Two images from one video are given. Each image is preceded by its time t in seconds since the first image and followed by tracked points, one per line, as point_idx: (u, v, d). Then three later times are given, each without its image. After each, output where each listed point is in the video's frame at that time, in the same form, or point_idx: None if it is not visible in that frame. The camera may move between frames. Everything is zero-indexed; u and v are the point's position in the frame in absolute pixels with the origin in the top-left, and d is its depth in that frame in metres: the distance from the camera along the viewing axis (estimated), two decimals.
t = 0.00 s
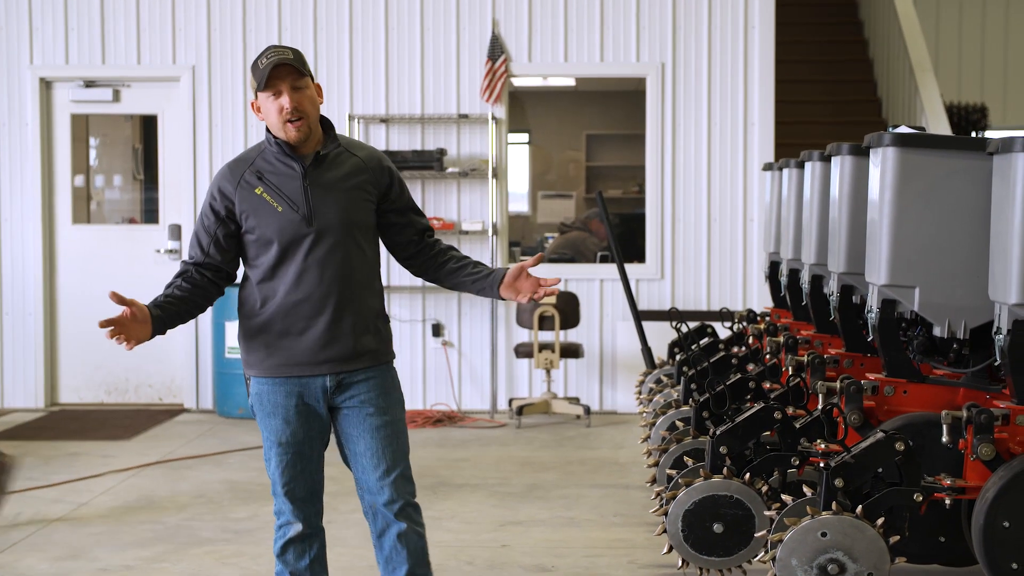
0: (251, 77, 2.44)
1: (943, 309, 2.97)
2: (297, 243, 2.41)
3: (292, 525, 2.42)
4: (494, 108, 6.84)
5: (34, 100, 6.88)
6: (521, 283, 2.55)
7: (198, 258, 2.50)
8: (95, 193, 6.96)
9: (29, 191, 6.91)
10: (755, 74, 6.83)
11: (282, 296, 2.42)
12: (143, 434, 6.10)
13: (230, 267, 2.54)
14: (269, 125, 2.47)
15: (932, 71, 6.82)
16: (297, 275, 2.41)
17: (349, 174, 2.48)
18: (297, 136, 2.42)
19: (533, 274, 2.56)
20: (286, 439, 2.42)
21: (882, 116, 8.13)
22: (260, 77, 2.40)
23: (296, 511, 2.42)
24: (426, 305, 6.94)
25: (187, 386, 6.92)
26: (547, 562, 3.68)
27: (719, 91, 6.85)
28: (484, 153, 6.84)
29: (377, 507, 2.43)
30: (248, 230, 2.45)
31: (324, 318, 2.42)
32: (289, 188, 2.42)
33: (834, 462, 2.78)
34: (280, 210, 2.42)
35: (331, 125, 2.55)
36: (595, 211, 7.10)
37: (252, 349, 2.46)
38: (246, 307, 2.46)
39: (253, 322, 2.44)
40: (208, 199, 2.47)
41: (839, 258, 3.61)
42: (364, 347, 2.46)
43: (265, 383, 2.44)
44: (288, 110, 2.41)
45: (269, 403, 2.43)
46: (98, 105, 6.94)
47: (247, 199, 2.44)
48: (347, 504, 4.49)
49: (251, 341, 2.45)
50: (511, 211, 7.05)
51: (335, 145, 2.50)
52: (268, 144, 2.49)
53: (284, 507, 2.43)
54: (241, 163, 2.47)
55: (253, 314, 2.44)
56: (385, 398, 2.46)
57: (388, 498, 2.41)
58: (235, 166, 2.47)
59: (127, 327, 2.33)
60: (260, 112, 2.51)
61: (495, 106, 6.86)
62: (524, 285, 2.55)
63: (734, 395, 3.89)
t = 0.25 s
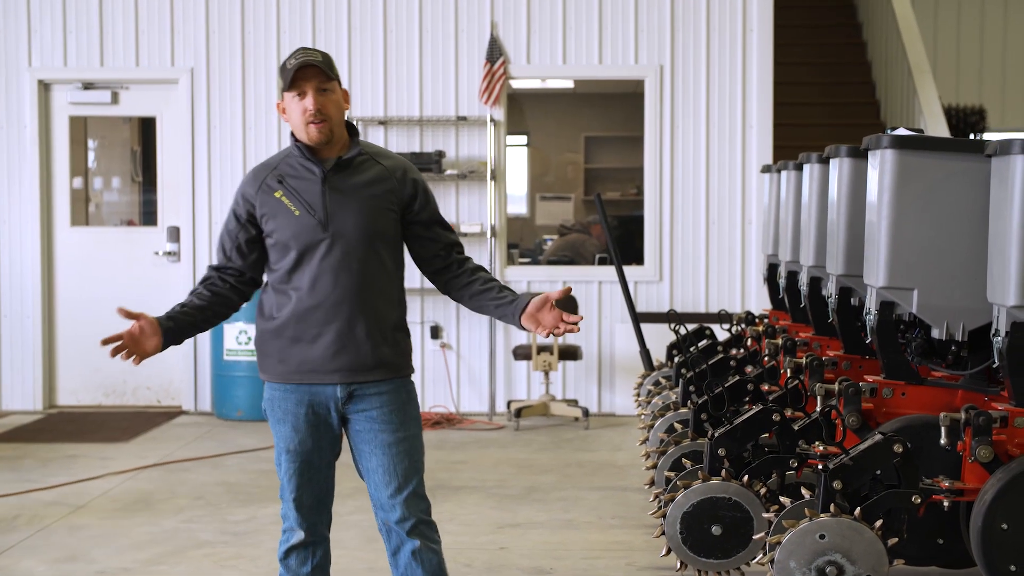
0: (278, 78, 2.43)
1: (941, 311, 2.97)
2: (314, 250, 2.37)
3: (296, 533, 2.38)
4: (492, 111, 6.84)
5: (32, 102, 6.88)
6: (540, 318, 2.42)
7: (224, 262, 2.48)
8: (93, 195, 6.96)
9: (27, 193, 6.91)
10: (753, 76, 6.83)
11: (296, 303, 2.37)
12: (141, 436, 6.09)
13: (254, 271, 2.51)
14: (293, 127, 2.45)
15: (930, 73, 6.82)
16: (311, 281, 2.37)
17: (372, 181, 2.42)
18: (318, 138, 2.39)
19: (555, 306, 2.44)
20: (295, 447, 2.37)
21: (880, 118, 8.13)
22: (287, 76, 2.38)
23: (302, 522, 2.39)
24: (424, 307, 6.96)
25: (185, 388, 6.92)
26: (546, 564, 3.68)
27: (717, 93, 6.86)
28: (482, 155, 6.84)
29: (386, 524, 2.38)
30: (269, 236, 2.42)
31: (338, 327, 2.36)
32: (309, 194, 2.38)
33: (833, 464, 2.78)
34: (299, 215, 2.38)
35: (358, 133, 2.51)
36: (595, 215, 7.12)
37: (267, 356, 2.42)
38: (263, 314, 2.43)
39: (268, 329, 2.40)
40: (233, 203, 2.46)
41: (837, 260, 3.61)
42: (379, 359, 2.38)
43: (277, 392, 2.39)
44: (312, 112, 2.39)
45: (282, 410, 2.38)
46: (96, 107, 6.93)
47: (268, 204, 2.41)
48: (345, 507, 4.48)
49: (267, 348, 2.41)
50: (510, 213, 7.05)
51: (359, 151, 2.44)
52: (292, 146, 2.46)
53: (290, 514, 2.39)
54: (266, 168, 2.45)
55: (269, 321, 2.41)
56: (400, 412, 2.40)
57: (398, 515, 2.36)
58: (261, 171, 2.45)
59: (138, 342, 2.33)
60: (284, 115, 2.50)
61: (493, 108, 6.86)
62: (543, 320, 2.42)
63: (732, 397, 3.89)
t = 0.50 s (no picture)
0: (322, 72, 2.39)
1: (932, 312, 2.97)
2: (345, 248, 2.32)
3: (304, 538, 2.31)
4: (484, 112, 6.83)
5: (23, 104, 6.85)
6: (553, 332, 2.30)
7: (255, 257, 2.44)
8: (84, 196, 6.94)
9: (18, 194, 6.88)
10: (745, 77, 6.84)
11: (327, 301, 2.33)
12: (132, 437, 6.06)
13: (285, 268, 2.46)
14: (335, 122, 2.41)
15: (921, 74, 6.83)
16: (342, 280, 2.32)
17: (409, 181, 2.37)
18: (360, 135, 2.35)
19: (569, 322, 2.30)
20: (316, 450, 2.31)
21: (871, 119, 8.15)
22: (334, 70, 2.34)
23: (313, 527, 2.32)
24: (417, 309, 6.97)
25: (176, 389, 6.89)
26: (538, 565, 3.67)
27: (709, 94, 6.86)
28: (474, 157, 6.83)
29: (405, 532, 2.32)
30: (300, 233, 2.37)
31: (368, 327, 2.31)
32: (343, 190, 2.34)
33: (823, 465, 2.79)
34: (332, 211, 2.33)
35: (399, 132, 2.46)
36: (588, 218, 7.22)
37: (294, 354, 2.37)
38: (292, 312, 2.38)
39: (296, 327, 2.36)
40: (267, 197, 2.42)
41: (828, 261, 3.61)
42: (408, 362, 2.33)
43: (303, 391, 2.33)
44: (356, 106, 2.35)
45: (306, 411, 2.32)
46: (87, 108, 6.91)
47: (301, 200, 2.36)
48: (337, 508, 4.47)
49: (294, 346, 2.36)
50: (502, 214, 7.05)
51: (398, 152, 2.39)
52: (331, 142, 2.41)
53: (303, 516, 2.32)
54: (301, 163, 2.40)
55: (298, 318, 2.36)
56: (427, 419, 2.34)
57: (417, 522, 2.30)
58: (295, 166, 2.40)
59: (154, 343, 2.36)
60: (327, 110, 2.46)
61: (485, 109, 6.85)
62: (553, 332, 2.30)
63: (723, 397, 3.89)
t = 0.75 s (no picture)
0: (354, 67, 2.36)
1: (920, 312, 2.98)
2: (370, 245, 2.30)
3: (311, 537, 2.26)
4: (474, 111, 6.83)
5: (11, 103, 6.81)
6: (553, 336, 2.25)
7: (282, 249, 2.42)
8: (73, 196, 6.90)
9: (6, 194, 6.84)
10: (735, 78, 6.84)
11: (349, 297, 2.30)
12: (121, 437, 6.03)
13: (310, 261, 2.44)
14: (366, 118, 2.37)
15: (910, 74, 6.85)
16: (365, 277, 2.29)
17: (437, 180, 2.35)
18: (389, 132, 2.31)
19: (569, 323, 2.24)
20: (328, 446, 2.27)
21: (860, 119, 8.16)
22: (364, 65, 2.31)
23: (317, 528, 2.26)
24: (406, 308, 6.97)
25: (165, 389, 6.86)
26: (527, 565, 3.66)
27: (698, 94, 6.86)
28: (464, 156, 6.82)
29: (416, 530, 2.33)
30: (325, 227, 2.35)
31: (390, 326, 2.29)
32: (371, 186, 2.31)
33: (812, 464, 2.79)
34: (358, 207, 2.31)
35: (430, 129, 2.43)
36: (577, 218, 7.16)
37: (312, 349, 2.35)
38: (312, 307, 2.36)
39: (316, 322, 2.33)
40: (294, 188, 2.39)
41: (816, 261, 3.62)
42: (428, 362, 2.31)
43: (320, 387, 2.31)
44: (386, 103, 2.31)
45: (322, 407, 2.28)
46: (76, 107, 6.87)
47: (328, 193, 2.34)
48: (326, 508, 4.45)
49: (313, 341, 2.34)
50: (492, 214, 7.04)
51: (429, 150, 2.36)
52: (362, 138, 2.38)
53: (308, 516, 2.27)
54: (330, 156, 2.38)
55: (318, 314, 2.34)
56: (442, 420, 2.32)
57: (426, 521, 2.31)
58: (325, 158, 2.38)
59: (178, 332, 2.31)
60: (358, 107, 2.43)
61: (474, 109, 6.84)
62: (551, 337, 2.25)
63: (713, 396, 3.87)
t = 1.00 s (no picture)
0: (364, 66, 2.35)
1: (913, 312, 2.98)
2: (376, 247, 2.28)
3: (335, 546, 2.26)
4: (466, 112, 6.84)
5: (3, 103, 6.79)
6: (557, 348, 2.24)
7: (290, 248, 2.41)
8: (65, 196, 6.88)
9: None
10: (727, 78, 6.85)
11: (355, 298, 2.29)
12: (114, 437, 6.02)
13: (319, 261, 2.43)
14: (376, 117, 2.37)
15: (902, 75, 6.87)
16: (371, 279, 2.28)
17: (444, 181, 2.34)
18: (400, 133, 2.31)
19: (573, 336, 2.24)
20: (342, 451, 2.27)
21: (853, 120, 8.18)
22: (377, 66, 2.30)
23: (341, 534, 2.27)
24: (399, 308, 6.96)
25: (157, 389, 6.84)
26: (520, 564, 3.66)
27: (691, 94, 6.87)
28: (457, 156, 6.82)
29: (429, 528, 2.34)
30: (333, 227, 2.34)
31: (395, 329, 2.28)
32: (379, 187, 2.30)
33: (806, 464, 2.79)
34: (365, 208, 2.29)
35: (440, 131, 2.42)
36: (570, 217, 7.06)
37: (316, 349, 2.33)
38: (317, 308, 2.34)
39: (321, 323, 2.32)
40: (301, 187, 2.38)
41: (810, 261, 3.62)
42: (432, 365, 2.30)
43: (325, 389, 2.30)
44: (398, 103, 2.31)
45: (332, 414, 2.28)
46: (68, 107, 6.85)
47: (336, 194, 2.33)
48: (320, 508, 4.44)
49: (317, 342, 2.32)
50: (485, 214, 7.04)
51: (438, 152, 2.35)
52: (370, 137, 2.37)
53: (330, 526, 2.27)
54: (338, 155, 2.37)
55: (323, 315, 2.32)
56: (448, 421, 2.34)
57: (429, 522, 2.32)
58: (333, 158, 2.37)
59: (187, 337, 2.31)
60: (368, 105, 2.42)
61: (467, 109, 6.85)
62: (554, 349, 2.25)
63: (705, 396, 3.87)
